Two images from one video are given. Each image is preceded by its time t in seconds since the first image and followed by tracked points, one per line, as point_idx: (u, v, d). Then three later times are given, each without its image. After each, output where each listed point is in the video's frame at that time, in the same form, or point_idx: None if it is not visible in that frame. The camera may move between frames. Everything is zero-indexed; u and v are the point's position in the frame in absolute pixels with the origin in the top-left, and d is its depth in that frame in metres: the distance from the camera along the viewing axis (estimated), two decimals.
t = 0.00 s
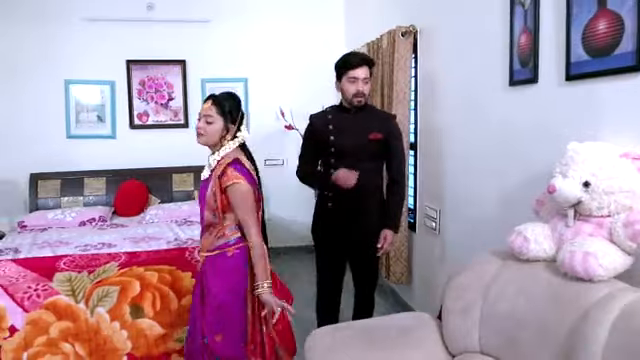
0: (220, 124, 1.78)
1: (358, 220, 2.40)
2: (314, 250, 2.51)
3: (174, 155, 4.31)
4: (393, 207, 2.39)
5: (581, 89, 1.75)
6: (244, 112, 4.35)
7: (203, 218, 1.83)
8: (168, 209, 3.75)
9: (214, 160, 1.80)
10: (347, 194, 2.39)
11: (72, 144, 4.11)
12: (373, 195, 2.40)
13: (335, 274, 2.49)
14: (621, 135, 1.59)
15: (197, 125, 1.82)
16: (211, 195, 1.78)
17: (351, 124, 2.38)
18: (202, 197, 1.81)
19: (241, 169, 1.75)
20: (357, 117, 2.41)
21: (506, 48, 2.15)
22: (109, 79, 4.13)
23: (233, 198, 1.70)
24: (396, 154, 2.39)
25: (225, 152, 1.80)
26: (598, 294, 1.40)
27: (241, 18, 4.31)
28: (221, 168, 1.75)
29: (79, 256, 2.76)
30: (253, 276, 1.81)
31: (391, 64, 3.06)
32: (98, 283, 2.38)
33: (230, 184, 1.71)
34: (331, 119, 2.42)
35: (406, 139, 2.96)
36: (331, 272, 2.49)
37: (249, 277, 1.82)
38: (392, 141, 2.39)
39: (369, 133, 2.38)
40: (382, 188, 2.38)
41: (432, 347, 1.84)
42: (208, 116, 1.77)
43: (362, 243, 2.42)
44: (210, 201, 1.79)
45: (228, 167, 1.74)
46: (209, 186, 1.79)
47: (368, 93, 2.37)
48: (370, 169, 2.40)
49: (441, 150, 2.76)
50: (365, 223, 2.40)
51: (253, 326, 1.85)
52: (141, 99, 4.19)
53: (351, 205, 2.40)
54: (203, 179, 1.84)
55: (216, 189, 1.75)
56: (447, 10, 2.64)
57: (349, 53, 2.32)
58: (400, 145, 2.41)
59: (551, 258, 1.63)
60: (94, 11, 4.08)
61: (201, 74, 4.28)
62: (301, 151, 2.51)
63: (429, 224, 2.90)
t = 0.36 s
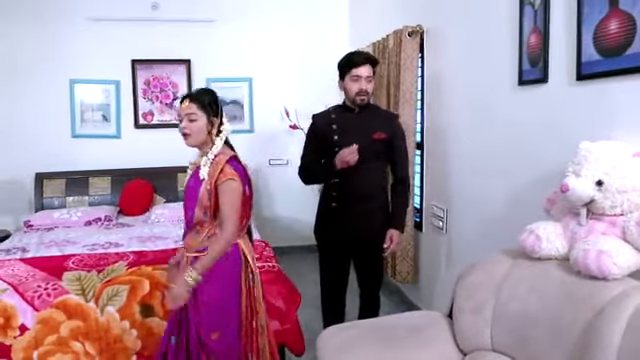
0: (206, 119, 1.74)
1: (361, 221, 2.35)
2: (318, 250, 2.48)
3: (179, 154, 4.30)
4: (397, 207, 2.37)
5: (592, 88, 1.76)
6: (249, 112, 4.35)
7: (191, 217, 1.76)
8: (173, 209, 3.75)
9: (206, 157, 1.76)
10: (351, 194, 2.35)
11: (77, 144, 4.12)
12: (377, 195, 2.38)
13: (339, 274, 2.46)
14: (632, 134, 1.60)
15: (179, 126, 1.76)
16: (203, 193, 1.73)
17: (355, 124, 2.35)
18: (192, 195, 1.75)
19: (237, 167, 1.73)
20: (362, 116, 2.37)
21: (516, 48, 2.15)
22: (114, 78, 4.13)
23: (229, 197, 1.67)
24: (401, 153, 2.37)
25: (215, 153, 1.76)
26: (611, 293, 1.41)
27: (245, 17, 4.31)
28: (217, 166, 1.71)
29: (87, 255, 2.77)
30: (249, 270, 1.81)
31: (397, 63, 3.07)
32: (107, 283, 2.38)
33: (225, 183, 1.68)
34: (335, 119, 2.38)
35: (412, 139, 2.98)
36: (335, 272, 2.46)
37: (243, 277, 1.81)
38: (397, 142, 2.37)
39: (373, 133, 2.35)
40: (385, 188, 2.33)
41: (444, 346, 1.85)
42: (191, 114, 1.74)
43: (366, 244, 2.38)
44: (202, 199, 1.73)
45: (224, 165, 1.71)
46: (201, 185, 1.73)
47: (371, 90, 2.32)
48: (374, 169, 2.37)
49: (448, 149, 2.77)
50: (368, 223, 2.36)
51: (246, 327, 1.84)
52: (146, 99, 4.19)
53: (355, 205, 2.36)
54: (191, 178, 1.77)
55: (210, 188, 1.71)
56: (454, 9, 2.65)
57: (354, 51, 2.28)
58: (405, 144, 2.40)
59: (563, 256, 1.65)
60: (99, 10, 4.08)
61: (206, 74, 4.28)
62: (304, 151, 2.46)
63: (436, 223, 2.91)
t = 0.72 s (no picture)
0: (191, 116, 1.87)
1: (351, 222, 2.29)
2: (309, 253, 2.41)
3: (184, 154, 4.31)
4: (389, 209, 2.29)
5: (602, 88, 1.77)
6: (253, 112, 4.36)
7: (176, 213, 1.83)
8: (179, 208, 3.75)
9: (189, 154, 1.85)
10: (339, 196, 2.30)
11: (82, 143, 4.12)
12: (368, 197, 2.31)
13: (333, 277, 2.39)
14: None
15: (164, 122, 1.85)
16: (190, 189, 1.82)
17: (345, 124, 2.28)
18: (176, 192, 1.82)
19: (222, 163, 1.87)
20: (353, 117, 2.29)
21: (525, 49, 2.17)
22: (119, 78, 4.13)
23: (219, 190, 1.80)
24: (393, 154, 2.28)
25: (196, 149, 1.86)
26: (624, 291, 1.42)
27: (251, 18, 4.32)
28: (204, 163, 1.82)
29: (96, 254, 2.77)
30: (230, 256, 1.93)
31: (403, 63, 3.08)
32: (117, 281, 2.38)
33: (214, 178, 1.81)
34: (325, 119, 2.32)
35: (418, 139, 2.99)
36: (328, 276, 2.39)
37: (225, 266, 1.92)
38: (389, 142, 2.28)
39: (362, 134, 2.27)
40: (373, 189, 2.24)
41: (455, 345, 1.86)
42: (180, 111, 1.85)
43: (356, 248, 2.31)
44: (188, 195, 1.82)
45: (211, 161, 1.83)
46: (186, 181, 1.82)
47: (353, 94, 2.24)
48: (364, 171, 2.30)
49: (455, 149, 2.78)
50: (357, 226, 2.30)
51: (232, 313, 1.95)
52: (151, 99, 4.19)
53: (345, 207, 2.29)
54: (171, 176, 1.84)
55: (198, 183, 1.81)
56: (462, 10, 2.66)
57: (346, 52, 2.23)
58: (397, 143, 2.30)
59: (576, 255, 1.66)
60: (104, 10, 4.08)
61: (211, 74, 4.29)
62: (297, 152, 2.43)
63: (443, 222, 2.92)
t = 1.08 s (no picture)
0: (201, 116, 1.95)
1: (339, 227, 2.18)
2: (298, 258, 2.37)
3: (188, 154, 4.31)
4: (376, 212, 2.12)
5: (612, 88, 1.78)
6: (258, 112, 4.37)
7: (194, 209, 1.91)
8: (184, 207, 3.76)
9: (200, 152, 1.93)
10: (328, 200, 2.20)
11: (87, 143, 4.12)
12: (353, 200, 2.18)
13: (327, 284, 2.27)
14: None
15: (182, 121, 1.88)
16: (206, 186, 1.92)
17: (331, 124, 2.17)
18: (193, 190, 1.89)
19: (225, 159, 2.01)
20: (338, 116, 2.18)
21: (534, 49, 2.18)
22: (124, 78, 4.14)
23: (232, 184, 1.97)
24: (376, 153, 2.11)
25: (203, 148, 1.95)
26: (636, 288, 1.43)
27: (255, 18, 4.33)
28: (216, 160, 1.94)
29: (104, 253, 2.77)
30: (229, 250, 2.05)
31: (410, 64, 3.08)
32: (127, 281, 2.40)
33: (227, 173, 1.95)
34: (316, 121, 2.24)
35: (424, 139, 2.99)
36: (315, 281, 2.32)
37: (224, 263, 2.05)
38: (372, 141, 2.12)
39: (344, 134, 2.14)
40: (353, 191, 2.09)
41: (466, 343, 1.87)
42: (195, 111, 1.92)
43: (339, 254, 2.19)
44: (205, 192, 1.91)
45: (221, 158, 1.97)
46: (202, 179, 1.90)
47: (335, 94, 2.13)
48: (347, 172, 2.17)
49: (462, 148, 2.79)
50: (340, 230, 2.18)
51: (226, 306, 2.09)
52: (156, 98, 4.20)
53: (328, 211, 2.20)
54: (185, 175, 1.88)
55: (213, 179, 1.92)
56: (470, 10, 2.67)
57: (331, 51, 2.11)
58: (383, 140, 2.12)
59: (588, 253, 1.66)
60: (109, 10, 4.09)
61: (215, 74, 4.29)
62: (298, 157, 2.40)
63: (449, 221, 2.94)
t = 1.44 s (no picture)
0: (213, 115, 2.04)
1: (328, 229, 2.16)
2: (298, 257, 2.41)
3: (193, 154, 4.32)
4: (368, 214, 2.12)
5: (621, 89, 1.79)
6: (262, 111, 4.38)
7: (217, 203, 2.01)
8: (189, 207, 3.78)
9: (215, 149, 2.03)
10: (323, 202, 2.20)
11: (92, 143, 4.13)
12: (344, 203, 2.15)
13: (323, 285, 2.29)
14: None
15: (209, 118, 1.96)
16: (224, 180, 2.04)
17: (326, 125, 2.16)
18: (216, 185, 1.99)
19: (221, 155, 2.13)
20: (332, 118, 2.16)
21: (542, 49, 2.19)
22: (129, 78, 4.14)
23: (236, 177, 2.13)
24: (364, 155, 2.05)
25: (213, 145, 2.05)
26: None
27: (260, 18, 4.34)
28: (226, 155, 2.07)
29: (111, 253, 2.78)
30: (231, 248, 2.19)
31: (416, 64, 3.10)
32: (136, 280, 2.41)
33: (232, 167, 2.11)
34: (315, 122, 2.24)
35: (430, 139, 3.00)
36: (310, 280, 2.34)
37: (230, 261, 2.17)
38: (360, 144, 2.07)
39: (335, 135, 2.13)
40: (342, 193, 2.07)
41: (476, 342, 1.88)
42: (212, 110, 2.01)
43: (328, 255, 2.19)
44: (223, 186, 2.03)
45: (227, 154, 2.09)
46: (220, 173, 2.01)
47: (328, 94, 2.12)
48: (338, 174, 2.15)
49: (469, 148, 2.80)
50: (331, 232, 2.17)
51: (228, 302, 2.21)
52: (160, 98, 4.20)
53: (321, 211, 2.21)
54: (208, 171, 1.96)
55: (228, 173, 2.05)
56: (476, 11, 2.68)
57: (322, 51, 2.11)
58: (373, 142, 2.06)
59: (599, 253, 1.68)
60: (114, 10, 4.09)
61: (220, 74, 4.30)
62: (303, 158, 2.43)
63: (455, 221, 2.95)
